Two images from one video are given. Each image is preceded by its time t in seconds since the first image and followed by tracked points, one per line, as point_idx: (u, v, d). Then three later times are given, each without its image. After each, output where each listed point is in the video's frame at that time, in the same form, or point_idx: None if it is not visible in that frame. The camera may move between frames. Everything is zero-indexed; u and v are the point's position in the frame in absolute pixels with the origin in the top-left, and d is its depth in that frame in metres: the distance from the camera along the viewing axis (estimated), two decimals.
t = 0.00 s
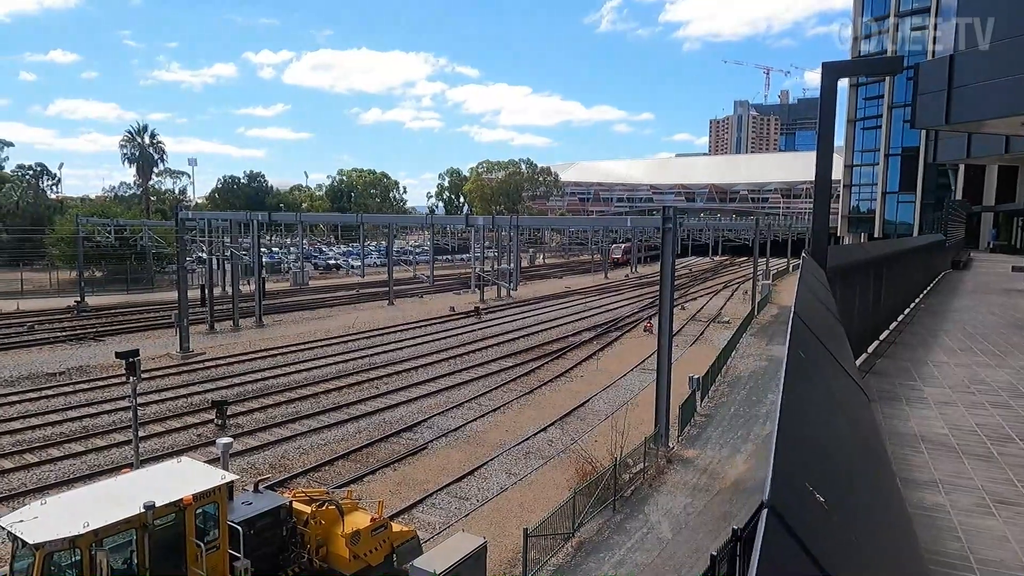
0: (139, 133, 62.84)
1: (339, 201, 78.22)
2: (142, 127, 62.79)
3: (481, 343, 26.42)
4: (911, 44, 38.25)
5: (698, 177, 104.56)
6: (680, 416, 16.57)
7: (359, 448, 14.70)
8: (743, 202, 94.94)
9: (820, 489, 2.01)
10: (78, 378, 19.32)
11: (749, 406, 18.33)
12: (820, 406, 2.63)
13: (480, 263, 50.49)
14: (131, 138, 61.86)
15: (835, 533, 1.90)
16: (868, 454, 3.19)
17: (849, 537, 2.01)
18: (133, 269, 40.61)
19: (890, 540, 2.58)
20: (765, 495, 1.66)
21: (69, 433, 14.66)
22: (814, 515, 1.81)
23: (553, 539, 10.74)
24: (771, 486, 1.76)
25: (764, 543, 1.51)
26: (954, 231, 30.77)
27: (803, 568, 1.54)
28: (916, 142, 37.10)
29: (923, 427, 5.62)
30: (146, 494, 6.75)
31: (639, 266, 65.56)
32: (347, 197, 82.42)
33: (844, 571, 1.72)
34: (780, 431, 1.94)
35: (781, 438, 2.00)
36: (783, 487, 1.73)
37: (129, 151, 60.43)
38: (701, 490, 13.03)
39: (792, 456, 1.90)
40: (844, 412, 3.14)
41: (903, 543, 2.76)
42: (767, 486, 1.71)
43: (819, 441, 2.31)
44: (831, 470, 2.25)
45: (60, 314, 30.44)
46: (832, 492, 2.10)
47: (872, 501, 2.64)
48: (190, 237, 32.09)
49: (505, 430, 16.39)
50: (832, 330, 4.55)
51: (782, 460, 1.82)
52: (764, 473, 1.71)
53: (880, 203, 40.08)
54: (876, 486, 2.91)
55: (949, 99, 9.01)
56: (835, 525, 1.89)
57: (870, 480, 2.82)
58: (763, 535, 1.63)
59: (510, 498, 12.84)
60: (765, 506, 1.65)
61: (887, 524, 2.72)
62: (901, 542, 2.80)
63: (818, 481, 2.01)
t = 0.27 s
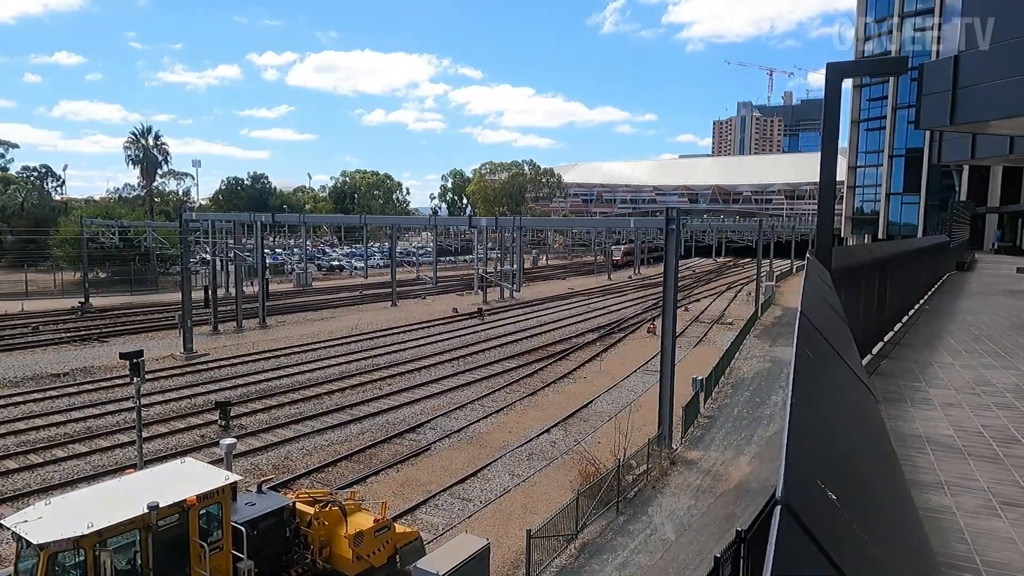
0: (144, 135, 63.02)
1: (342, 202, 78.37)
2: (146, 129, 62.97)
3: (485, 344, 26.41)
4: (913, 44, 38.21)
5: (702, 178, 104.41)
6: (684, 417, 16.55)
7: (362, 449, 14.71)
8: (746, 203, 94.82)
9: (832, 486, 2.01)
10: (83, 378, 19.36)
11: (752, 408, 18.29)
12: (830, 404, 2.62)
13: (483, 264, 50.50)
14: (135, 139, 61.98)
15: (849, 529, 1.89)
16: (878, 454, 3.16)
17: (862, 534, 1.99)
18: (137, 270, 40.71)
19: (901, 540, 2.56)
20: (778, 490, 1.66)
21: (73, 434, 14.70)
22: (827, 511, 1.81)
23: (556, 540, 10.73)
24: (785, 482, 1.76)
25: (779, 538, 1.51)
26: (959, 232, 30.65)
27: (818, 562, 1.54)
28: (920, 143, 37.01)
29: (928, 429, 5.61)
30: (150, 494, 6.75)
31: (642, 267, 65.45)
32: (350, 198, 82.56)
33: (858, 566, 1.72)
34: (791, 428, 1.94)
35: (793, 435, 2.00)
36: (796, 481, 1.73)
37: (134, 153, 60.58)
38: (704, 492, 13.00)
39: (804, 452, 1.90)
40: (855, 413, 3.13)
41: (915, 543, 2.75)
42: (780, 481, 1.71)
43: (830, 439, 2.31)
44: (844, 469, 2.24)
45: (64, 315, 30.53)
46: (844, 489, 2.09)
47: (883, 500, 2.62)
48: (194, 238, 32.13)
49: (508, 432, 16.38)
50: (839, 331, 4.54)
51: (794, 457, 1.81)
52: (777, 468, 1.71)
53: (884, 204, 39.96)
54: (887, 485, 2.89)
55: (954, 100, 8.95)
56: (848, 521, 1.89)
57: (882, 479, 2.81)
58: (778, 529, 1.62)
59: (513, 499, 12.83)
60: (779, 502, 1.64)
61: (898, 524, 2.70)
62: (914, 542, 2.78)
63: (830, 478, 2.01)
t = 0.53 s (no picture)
0: (145, 137, 63.13)
1: (343, 205, 78.50)
2: (148, 132, 63.14)
3: (485, 347, 26.39)
4: (914, 46, 38.23)
5: (703, 181, 104.43)
6: (685, 420, 16.53)
7: (363, 452, 14.69)
8: (747, 206, 94.88)
9: (836, 488, 2.00)
10: (84, 381, 19.37)
11: (753, 410, 18.27)
12: (832, 405, 2.61)
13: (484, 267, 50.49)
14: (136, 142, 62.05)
15: (851, 531, 1.87)
16: (881, 455, 3.15)
17: (865, 536, 1.98)
18: (139, 273, 40.75)
19: (906, 542, 2.54)
20: (783, 494, 1.65)
21: (74, 436, 14.69)
22: (832, 513, 1.80)
23: (557, 543, 10.70)
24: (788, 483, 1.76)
25: (785, 539, 1.50)
26: (960, 235, 30.62)
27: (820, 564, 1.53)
28: (921, 146, 37.01)
29: (930, 431, 5.59)
30: (150, 497, 6.74)
31: (643, 270, 65.47)
32: (351, 200, 82.70)
33: (863, 569, 1.71)
34: (796, 431, 1.92)
35: (796, 439, 1.99)
36: (800, 485, 1.72)
37: (135, 155, 60.66)
38: (705, 495, 12.98)
39: (808, 456, 1.89)
40: (856, 415, 3.12)
41: (918, 545, 2.72)
42: (783, 485, 1.71)
43: (832, 441, 2.29)
44: (847, 469, 2.22)
45: (65, 317, 30.56)
46: (849, 491, 2.08)
47: (887, 502, 2.61)
48: (195, 241, 32.15)
49: (509, 434, 16.37)
50: (841, 334, 4.53)
51: (798, 460, 1.80)
52: (783, 472, 1.70)
53: (885, 206, 39.93)
54: (890, 488, 2.88)
55: (955, 102, 8.95)
56: (851, 524, 1.87)
57: (884, 482, 2.79)
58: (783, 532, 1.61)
59: (513, 502, 12.81)
60: (783, 504, 1.63)
61: (902, 526, 2.69)
62: (917, 544, 2.77)
63: (832, 480, 2.00)
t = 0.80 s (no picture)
0: (145, 138, 63.10)
1: (343, 206, 78.56)
2: (148, 132, 63.16)
3: (485, 348, 26.38)
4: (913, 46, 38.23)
5: (702, 181, 104.42)
6: (685, 421, 16.52)
7: (363, 453, 14.68)
8: (747, 207, 94.93)
9: (840, 493, 2.00)
10: (83, 382, 19.36)
11: (753, 411, 18.26)
12: (833, 407, 2.61)
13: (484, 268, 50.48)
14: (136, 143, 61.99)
15: (854, 534, 1.87)
16: (882, 456, 3.15)
17: (870, 541, 1.99)
18: (139, 273, 40.75)
19: (908, 545, 2.55)
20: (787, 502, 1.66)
21: (73, 437, 14.68)
22: (834, 516, 1.80)
23: (556, 544, 10.69)
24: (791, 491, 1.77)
25: (791, 548, 1.51)
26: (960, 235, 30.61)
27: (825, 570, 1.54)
28: (921, 147, 37.02)
29: (930, 433, 5.58)
30: (149, 498, 6.73)
31: (643, 270, 65.46)
32: (351, 201, 82.75)
33: (865, 573, 1.71)
34: (799, 435, 1.93)
35: (800, 442, 2.00)
36: (805, 493, 1.73)
37: (135, 156, 60.62)
38: (705, 496, 12.97)
39: (811, 460, 1.90)
40: (857, 416, 3.12)
41: (920, 547, 2.72)
42: (788, 494, 1.72)
43: (835, 444, 2.29)
44: (849, 475, 2.23)
45: (65, 318, 30.55)
46: (852, 497, 2.08)
47: (889, 505, 2.61)
48: (195, 242, 32.11)
49: (509, 435, 16.36)
50: (841, 334, 4.52)
51: (803, 467, 1.81)
52: (789, 480, 1.71)
53: (885, 207, 39.92)
54: (892, 490, 2.88)
55: (954, 103, 8.94)
56: (855, 530, 1.88)
57: (885, 483, 2.77)
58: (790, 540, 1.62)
59: (513, 503, 12.80)
60: (788, 513, 1.63)
61: (905, 528, 2.69)
62: (918, 546, 2.77)
63: (836, 484, 2.00)
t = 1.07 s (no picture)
0: (146, 136, 63.14)
1: (345, 204, 78.56)
2: (150, 130, 63.23)
3: (487, 346, 26.38)
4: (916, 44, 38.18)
5: (704, 179, 104.30)
6: (687, 419, 16.50)
7: (364, 451, 14.68)
8: (748, 205, 94.76)
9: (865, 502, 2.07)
10: (85, 380, 19.37)
11: (755, 410, 18.23)
12: (847, 412, 2.68)
13: (484, 266, 50.46)
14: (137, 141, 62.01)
15: (876, 540, 1.94)
16: (895, 457, 3.21)
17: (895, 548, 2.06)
18: (140, 271, 40.83)
19: (921, 545, 2.58)
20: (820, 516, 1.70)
21: (75, 435, 14.70)
22: (861, 523, 1.88)
23: (558, 543, 10.69)
24: (819, 505, 1.83)
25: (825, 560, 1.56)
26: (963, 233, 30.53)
27: None
28: (923, 145, 36.97)
29: (934, 432, 5.56)
30: (152, 496, 6.72)
31: (644, 269, 65.43)
32: (352, 200, 82.75)
33: None
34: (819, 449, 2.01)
35: (821, 453, 2.07)
36: (834, 508, 1.78)
37: (136, 154, 60.66)
38: (707, 494, 12.96)
39: (833, 472, 1.97)
40: (867, 417, 3.14)
41: (933, 546, 2.77)
42: (819, 507, 1.77)
43: (853, 450, 2.35)
44: (868, 481, 2.26)
45: (67, 316, 30.58)
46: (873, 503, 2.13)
47: (905, 507, 2.67)
48: (197, 240, 32.13)
49: (510, 433, 16.35)
50: (848, 333, 4.51)
51: (828, 480, 1.89)
52: (819, 492, 1.76)
53: (887, 205, 39.84)
54: (905, 489, 2.93)
55: (958, 101, 8.89)
56: (879, 539, 1.93)
57: (901, 486, 2.82)
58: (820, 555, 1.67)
59: (515, 501, 12.81)
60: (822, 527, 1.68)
61: (920, 528, 2.75)
62: (932, 545, 2.81)
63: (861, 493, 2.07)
